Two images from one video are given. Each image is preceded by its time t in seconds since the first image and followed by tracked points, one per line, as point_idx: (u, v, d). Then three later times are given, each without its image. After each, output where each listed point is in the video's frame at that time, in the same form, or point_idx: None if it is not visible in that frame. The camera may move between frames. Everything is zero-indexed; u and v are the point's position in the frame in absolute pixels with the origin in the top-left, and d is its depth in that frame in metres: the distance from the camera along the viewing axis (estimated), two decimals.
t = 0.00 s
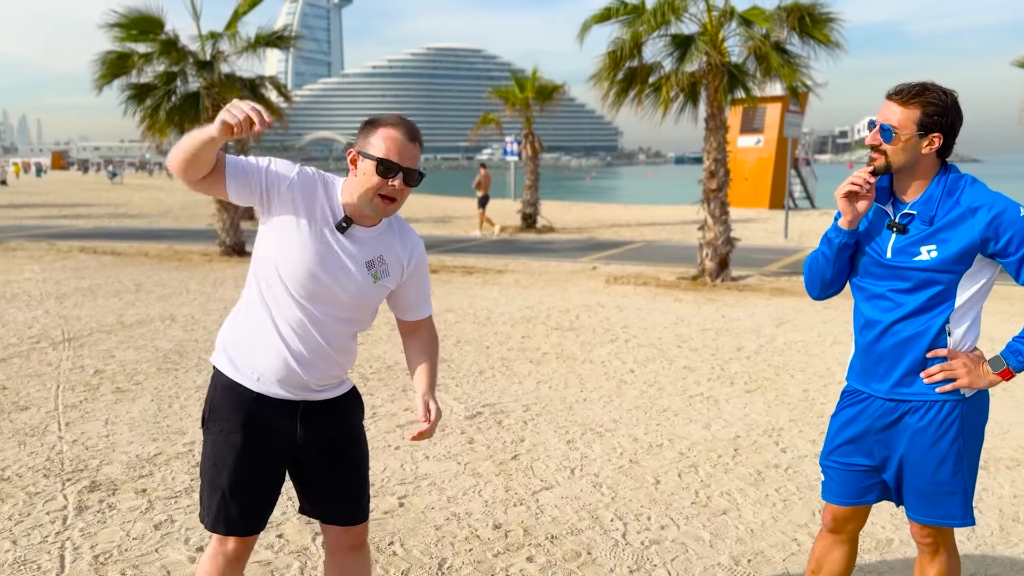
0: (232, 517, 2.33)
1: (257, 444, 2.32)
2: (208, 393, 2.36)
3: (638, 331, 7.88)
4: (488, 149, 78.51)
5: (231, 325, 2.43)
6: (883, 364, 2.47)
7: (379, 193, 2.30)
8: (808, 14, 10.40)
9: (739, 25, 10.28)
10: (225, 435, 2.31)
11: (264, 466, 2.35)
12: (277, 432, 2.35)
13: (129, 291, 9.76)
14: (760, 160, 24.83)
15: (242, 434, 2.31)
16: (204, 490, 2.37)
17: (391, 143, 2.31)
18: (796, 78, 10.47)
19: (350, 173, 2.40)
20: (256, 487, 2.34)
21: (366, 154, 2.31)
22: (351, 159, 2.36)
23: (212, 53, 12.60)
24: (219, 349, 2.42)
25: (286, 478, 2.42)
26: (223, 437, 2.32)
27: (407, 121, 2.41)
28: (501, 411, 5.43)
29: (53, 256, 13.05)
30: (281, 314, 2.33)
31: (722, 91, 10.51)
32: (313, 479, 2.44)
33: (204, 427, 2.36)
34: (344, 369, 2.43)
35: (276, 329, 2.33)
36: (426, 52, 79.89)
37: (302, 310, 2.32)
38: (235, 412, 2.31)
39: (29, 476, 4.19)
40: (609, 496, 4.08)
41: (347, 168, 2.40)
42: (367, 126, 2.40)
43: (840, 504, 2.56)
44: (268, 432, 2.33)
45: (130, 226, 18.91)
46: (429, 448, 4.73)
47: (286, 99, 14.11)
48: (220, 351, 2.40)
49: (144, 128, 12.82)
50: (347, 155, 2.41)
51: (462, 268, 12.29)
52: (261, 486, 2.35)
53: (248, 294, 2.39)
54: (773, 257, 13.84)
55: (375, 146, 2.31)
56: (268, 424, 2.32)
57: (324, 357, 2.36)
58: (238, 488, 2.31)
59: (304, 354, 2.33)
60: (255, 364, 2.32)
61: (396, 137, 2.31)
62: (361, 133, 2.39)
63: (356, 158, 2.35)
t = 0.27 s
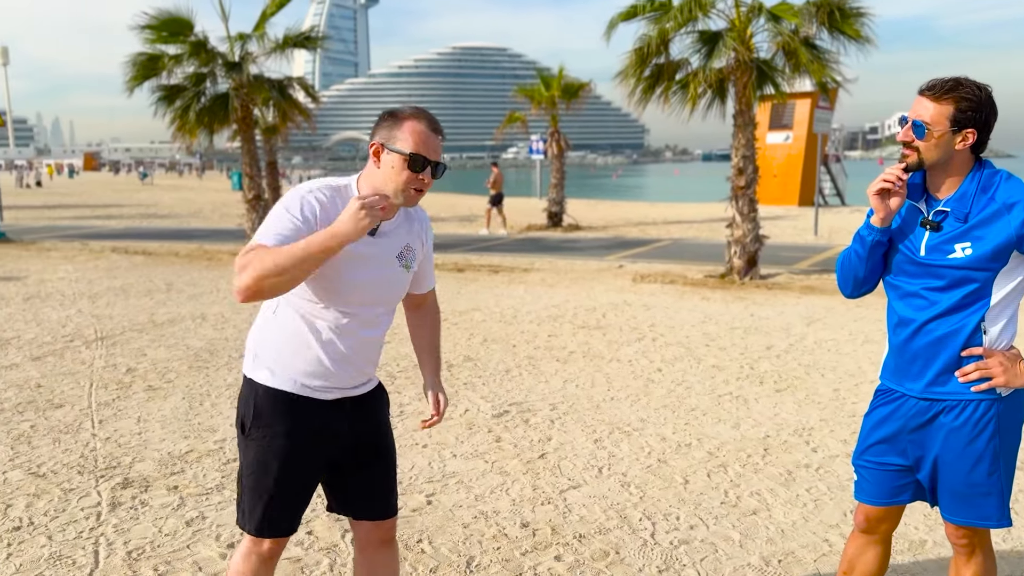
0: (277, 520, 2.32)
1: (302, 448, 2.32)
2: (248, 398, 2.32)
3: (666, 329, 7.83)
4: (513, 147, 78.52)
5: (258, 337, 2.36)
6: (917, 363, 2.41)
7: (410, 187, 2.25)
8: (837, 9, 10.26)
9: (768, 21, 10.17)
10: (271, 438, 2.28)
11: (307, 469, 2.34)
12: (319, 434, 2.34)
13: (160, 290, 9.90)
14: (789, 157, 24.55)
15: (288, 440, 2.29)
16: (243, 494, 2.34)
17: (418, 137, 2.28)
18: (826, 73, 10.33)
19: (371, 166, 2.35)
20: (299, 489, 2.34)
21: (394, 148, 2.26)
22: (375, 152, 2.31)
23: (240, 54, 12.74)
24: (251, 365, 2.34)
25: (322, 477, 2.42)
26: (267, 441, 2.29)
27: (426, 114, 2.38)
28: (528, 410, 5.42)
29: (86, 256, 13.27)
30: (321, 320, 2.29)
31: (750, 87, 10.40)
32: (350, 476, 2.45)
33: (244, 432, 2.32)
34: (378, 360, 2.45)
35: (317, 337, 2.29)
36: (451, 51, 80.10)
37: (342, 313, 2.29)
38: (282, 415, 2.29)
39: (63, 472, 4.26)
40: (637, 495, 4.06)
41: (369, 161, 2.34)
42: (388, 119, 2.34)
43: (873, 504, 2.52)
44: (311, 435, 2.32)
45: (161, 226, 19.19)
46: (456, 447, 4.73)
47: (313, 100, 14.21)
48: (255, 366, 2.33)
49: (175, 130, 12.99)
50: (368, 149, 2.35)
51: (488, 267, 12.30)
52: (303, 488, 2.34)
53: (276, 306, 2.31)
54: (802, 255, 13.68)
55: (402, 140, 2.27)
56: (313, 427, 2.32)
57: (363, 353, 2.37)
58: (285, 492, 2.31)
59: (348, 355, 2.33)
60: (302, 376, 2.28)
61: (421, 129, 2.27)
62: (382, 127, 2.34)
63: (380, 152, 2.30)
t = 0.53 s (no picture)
0: (351, 526, 2.31)
1: (365, 447, 2.33)
2: (309, 410, 2.27)
3: (695, 328, 7.78)
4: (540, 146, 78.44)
5: (302, 352, 2.29)
6: (953, 361, 2.36)
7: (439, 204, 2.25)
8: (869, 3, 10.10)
9: (798, 16, 10.05)
10: (338, 444, 2.28)
11: (369, 468, 2.36)
12: (377, 431, 2.36)
13: (192, 289, 10.04)
14: (820, 153, 24.24)
15: (354, 441, 2.30)
16: (311, 509, 2.30)
17: (450, 153, 2.24)
18: (857, 69, 10.19)
19: (398, 175, 2.32)
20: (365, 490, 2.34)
21: (426, 164, 2.23)
22: (404, 163, 2.27)
23: (270, 55, 12.87)
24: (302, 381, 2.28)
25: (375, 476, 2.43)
26: (333, 448, 2.27)
27: (458, 125, 2.33)
28: (556, 408, 5.42)
29: (120, 255, 13.49)
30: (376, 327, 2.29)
31: (780, 83, 10.28)
32: (396, 470, 2.49)
33: (306, 445, 2.27)
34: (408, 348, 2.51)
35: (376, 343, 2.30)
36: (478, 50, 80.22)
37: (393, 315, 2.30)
38: (347, 420, 2.29)
39: (99, 468, 4.34)
40: (667, 495, 4.03)
41: (397, 171, 2.31)
42: (419, 130, 2.29)
43: (909, 504, 2.45)
44: (371, 434, 2.34)
45: (192, 226, 19.46)
46: (485, 445, 4.74)
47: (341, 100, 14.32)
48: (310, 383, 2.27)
49: (206, 131, 13.15)
50: (397, 158, 2.31)
51: (515, 265, 12.30)
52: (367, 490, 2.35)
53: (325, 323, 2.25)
54: (833, 252, 13.52)
55: (434, 155, 2.23)
56: (374, 425, 2.34)
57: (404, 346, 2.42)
58: (358, 496, 2.31)
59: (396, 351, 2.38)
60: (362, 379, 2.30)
61: (455, 145, 2.24)
62: (414, 137, 2.29)
63: (411, 164, 2.26)
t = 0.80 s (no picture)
0: (384, 523, 2.32)
1: (401, 446, 2.35)
2: (347, 410, 2.28)
3: (724, 326, 7.72)
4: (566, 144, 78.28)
5: (339, 351, 2.31)
6: (988, 360, 2.31)
7: (443, 172, 2.31)
8: None
9: (828, 11, 9.92)
10: (374, 443, 2.29)
11: (403, 466, 2.37)
12: (413, 431, 2.38)
13: (223, 288, 10.16)
14: (850, 149, 23.92)
15: (390, 440, 2.31)
16: (345, 505, 2.31)
17: (443, 121, 2.30)
18: (888, 64, 10.03)
19: (402, 156, 2.39)
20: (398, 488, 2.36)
21: (422, 137, 2.29)
22: (404, 143, 2.34)
23: (298, 55, 12.98)
24: (341, 380, 2.30)
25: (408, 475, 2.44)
26: (370, 447, 2.29)
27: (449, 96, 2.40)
28: (584, 407, 5.40)
29: (152, 255, 13.69)
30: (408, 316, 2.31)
31: (810, 78, 10.16)
32: (430, 467, 2.50)
33: (344, 445, 2.28)
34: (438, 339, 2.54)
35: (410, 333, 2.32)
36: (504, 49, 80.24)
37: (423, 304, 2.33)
38: (384, 419, 2.30)
39: (133, 465, 4.40)
40: (698, 494, 4.01)
41: (400, 152, 2.38)
42: (412, 107, 2.36)
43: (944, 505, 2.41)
44: (407, 433, 2.35)
45: (222, 225, 19.70)
46: (513, 443, 4.74)
47: (368, 99, 14.40)
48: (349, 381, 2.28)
49: (235, 131, 13.30)
50: (398, 140, 2.38)
51: (542, 263, 12.29)
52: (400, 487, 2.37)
53: (359, 317, 2.27)
54: (864, 250, 13.34)
55: (428, 126, 2.30)
56: (410, 425, 2.35)
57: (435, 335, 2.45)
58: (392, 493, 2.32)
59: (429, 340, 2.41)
60: (400, 372, 2.32)
61: (446, 112, 2.30)
62: (408, 115, 2.36)
63: (409, 142, 2.33)
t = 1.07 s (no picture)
0: (412, 522, 2.33)
1: (430, 446, 2.35)
2: (376, 408, 2.29)
3: (751, 325, 7.65)
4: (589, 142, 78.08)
5: (366, 350, 2.32)
6: (1013, 356, 2.26)
7: (440, 153, 2.33)
8: None
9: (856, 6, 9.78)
10: (403, 443, 2.29)
11: (431, 465, 2.37)
12: (443, 431, 2.38)
13: (250, 286, 10.25)
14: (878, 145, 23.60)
15: (418, 440, 2.31)
16: (373, 502, 2.31)
17: (435, 103, 2.34)
18: (918, 59, 9.87)
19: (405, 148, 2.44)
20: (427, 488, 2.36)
21: (415, 122, 2.34)
22: (402, 133, 2.39)
23: (324, 55, 13.06)
24: (370, 379, 2.30)
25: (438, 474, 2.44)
26: (399, 447, 2.29)
27: (441, 80, 2.44)
28: (610, 405, 5.38)
29: (180, 254, 13.85)
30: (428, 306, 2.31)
31: (838, 74, 10.03)
32: (457, 470, 2.49)
33: (373, 442, 2.29)
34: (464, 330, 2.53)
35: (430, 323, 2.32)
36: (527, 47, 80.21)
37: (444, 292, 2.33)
38: (413, 420, 2.30)
39: (163, 461, 4.46)
40: (726, 494, 3.98)
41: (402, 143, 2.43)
42: (407, 98, 2.41)
43: (972, 504, 2.36)
44: (436, 433, 2.35)
45: (249, 224, 19.88)
46: (539, 441, 4.73)
47: (393, 99, 14.46)
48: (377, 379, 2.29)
49: (262, 131, 13.42)
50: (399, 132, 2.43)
51: (566, 261, 12.26)
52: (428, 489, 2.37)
53: (381, 310, 2.28)
54: (893, 247, 13.15)
55: (421, 111, 2.34)
56: (439, 427, 2.35)
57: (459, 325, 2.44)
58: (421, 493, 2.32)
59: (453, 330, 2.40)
60: (428, 367, 2.31)
61: (437, 95, 2.34)
62: (405, 106, 2.41)
63: (406, 131, 2.37)
